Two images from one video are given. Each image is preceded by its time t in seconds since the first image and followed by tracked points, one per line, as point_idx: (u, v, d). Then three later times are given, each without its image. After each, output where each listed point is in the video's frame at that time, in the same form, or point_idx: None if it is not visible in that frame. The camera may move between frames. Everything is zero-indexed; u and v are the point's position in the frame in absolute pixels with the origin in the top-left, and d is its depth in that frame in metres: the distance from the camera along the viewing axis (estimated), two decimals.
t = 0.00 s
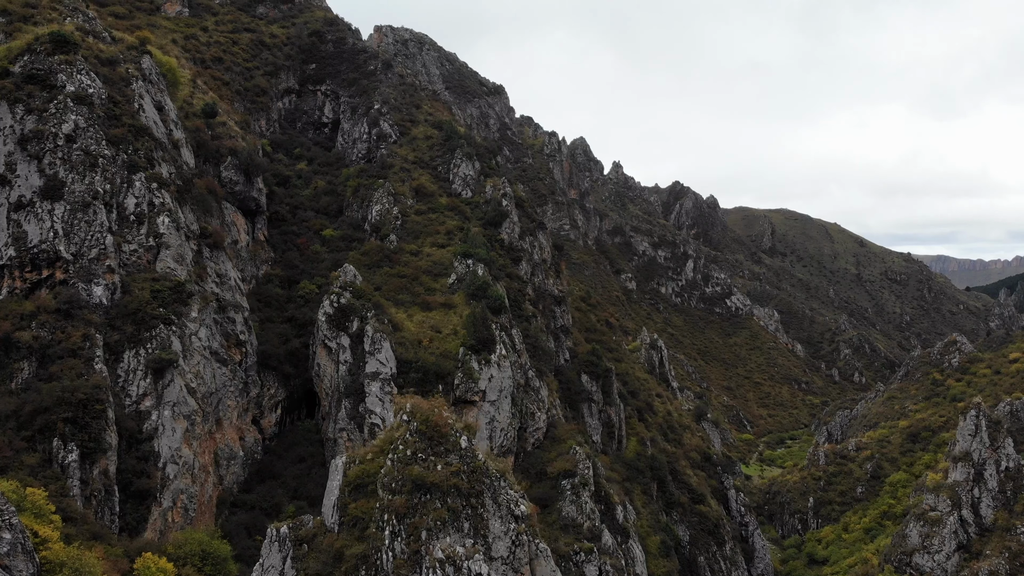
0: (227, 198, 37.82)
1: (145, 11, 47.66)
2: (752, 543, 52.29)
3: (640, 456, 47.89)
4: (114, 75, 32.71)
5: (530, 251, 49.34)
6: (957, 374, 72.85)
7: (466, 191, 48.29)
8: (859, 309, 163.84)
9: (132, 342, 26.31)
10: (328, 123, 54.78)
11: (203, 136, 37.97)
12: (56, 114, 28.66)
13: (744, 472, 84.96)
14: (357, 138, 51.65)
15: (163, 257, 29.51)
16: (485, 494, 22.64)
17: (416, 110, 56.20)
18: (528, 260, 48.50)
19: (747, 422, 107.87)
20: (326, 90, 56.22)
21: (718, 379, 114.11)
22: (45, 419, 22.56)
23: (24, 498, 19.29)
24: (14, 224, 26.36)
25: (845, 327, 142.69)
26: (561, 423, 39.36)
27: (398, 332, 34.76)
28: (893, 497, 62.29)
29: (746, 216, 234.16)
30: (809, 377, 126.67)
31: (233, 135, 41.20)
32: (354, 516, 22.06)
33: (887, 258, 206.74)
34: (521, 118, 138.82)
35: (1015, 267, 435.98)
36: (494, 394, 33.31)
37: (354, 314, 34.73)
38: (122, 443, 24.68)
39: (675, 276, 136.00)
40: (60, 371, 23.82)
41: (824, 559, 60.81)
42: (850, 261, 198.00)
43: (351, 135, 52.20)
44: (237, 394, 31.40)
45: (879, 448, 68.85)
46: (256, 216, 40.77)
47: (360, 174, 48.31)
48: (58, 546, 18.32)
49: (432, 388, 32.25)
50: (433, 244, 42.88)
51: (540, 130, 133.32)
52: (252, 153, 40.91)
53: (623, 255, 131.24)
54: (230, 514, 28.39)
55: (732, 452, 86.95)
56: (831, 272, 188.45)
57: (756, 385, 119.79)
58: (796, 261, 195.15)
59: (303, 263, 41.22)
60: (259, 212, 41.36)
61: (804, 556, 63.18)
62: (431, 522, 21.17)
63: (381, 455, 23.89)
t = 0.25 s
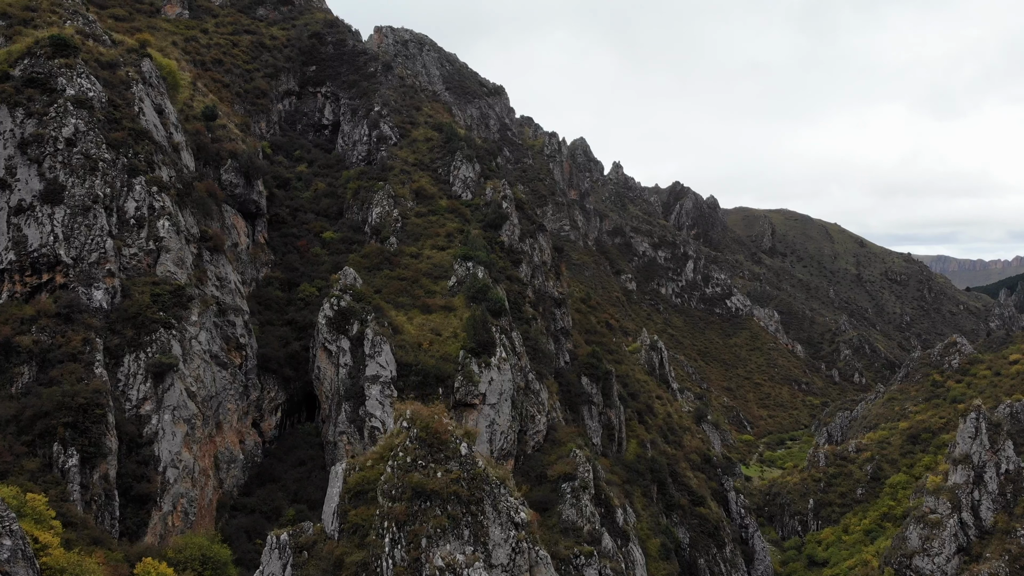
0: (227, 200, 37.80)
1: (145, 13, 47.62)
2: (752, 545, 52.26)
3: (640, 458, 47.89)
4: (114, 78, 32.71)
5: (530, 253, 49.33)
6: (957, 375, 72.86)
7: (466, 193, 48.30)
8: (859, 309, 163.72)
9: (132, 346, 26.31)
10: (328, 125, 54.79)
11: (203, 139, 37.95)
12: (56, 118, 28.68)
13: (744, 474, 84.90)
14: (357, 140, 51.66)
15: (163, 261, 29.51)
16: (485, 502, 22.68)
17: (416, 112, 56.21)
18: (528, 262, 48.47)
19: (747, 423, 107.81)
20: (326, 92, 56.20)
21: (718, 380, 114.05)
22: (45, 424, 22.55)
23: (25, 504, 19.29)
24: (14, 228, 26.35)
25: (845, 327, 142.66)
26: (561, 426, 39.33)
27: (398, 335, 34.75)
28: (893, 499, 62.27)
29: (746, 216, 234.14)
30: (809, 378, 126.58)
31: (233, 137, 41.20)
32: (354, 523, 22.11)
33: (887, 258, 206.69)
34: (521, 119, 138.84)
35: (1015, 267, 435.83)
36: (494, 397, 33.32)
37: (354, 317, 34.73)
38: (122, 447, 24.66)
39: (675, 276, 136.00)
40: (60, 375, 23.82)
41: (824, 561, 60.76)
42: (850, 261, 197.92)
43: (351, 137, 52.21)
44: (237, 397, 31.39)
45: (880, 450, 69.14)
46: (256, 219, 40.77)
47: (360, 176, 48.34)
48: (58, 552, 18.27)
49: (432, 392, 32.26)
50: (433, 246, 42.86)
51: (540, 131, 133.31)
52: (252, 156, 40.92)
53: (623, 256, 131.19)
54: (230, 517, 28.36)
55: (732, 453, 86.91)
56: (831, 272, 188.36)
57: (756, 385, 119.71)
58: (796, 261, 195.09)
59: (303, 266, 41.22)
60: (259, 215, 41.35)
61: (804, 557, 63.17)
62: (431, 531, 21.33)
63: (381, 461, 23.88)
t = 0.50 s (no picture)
0: (227, 204, 37.81)
1: (145, 16, 47.65)
2: (752, 547, 52.23)
3: (640, 461, 47.91)
4: (114, 82, 32.72)
5: (530, 256, 49.32)
6: (957, 377, 72.86)
7: (466, 196, 48.32)
8: (859, 310, 163.60)
9: (132, 351, 26.32)
10: (328, 127, 54.80)
11: (203, 143, 37.96)
12: (56, 122, 28.68)
13: (744, 475, 84.87)
14: (357, 142, 51.67)
15: (163, 265, 29.52)
16: (485, 510, 22.71)
17: (416, 114, 56.23)
18: (528, 265, 48.47)
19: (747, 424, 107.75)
20: (326, 95, 56.24)
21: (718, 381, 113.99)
22: (45, 429, 22.55)
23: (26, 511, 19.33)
24: (14, 233, 26.35)
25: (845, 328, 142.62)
26: (561, 429, 39.32)
27: (398, 339, 34.75)
28: (893, 501, 62.23)
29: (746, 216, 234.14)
30: (809, 379, 126.45)
31: (234, 141, 41.23)
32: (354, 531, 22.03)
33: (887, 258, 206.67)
34: (521, 119, 138.88)
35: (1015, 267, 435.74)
36: (494, 401, 33.31)
37: (354, 320, 34.71)
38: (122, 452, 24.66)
39: (675, 277, 135.94)
40: (60, 380, 23.82)
41: (824, 562, 60.70)
42: (850, 262, 197.89)
43: (351, 139, 52.22)
44: (237, 401, 31.39)
45: (880, 452, 69.27)
46: (256, 222, 40.78)
47: (360, 179, 48.36)
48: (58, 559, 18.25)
49: (432, 395, 32.27)
50: (433, 249, 42.86)
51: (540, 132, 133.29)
52: (252, 159, 40.93)
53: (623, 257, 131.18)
54: (230, 521, 28.34)
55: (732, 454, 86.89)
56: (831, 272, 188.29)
57: (756, 386, 119.63)
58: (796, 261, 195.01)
59: (303, 269, 41.23)
60: (259, 218, 41.36)
61: (804, 559, 63.14)
62: (431, 539, 21.39)
63: (381, 469, 23.90)
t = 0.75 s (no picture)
0: (227, 207, 37.82)
1: (145, 18, 47.65)
2: (751, 549, 52.20)
3: (640, 463, 47.93)
4: (114, 86, 32.73)
5: (530, 258, 49.34)
6: (957, 379, 72.90)
7: (466, 198, 48.37)
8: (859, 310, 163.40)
9: (132, 355, 26.33)
10: (328, 129, 54.80)
11: (203, 146, 37.97)
12: (56, 126, 28.67)
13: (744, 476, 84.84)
14: (357, 144, 51.70)
15: (163, 269, 29.53)
16: (485, 517, 22.72)
17: (416, 116, 56.26)
18: (528, 267, 48.48)
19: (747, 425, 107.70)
20: (326, 97, 56.26)
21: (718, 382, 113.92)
22: (45, 433, 22.55)
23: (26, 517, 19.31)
24: (14, 237, 26.35)
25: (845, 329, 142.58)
26: (561, 432, 39.31)
27: (398, 342, 34.76)
28: (893, 502, 62.20)
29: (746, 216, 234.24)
30: (809, 379, 126.28)
31: (234, 143, 41.24)
32: (354, 539, 22.18)
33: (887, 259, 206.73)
34: (520, 120, 138.89)
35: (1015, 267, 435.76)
36: (494, 404, 33.31)
37: (354, 324, 34.65)
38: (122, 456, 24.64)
39: (675, 278, 135.91)
40: (60, 385, 23.82)
41: (824, 564, 60.61)
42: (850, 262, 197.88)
43: (351, 141, 52.22)
44: (237, 405, 31.39)
45: (880, 453, 69.36)
46: (256, 225, 40.78)
47: (360, 181, 48.39)
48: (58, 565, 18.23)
49: (432, 399, 32.27)
50: (433, 251, 42.87)
51: (540, 133, 133.29)
52: (252, 161, 40.96)
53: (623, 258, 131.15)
54: (230, 525, 28.32)
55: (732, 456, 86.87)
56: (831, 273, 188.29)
57: (756, 387, 119.56)
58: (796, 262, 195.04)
59: (303, 271, 41.23)
60: (259, 221, 41.37)
61: (804, 561, 63.12)
62: (431, 547, 21.35)
63: (380, 476, 23.88)
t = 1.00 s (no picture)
0: (227, 210, 37.81)
1: (145, 20, 47.65)
2: (751, 552, 52.18)
3: (640, 466, 47.98)
4: (114, 89, 32.73)
5: (530, 260, 49.33)
6: (957, 381, 72.94)
7: (466, 201, 48.42)
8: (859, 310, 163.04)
9: (132, 359, 26.33)
10: (328, 131, 54.78)
11: (204, 149, 37.98)
12: (56, 130, 28.66)
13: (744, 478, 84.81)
14: (357, 146, 51.72)
15: (163, 273, 29.53)
16: (485, 526, 22.76)
17: (416, 118, 56.28)
18: (528, 269, 48.48)
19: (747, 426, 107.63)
20: (326, 99, 56.27)
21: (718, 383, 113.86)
22: (45, 439, 22.55)
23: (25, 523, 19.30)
24: (14, 241, 26.33)
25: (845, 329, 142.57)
26: (561, 435, 39.30)
27: (398, 345, 34.78)
28: (893, 504, 62.16)
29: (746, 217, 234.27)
30: (809, 380, 126.00)
31: (234, 146, 41.23)
32: (354, 548, 21.65)
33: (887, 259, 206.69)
34: (520, 120, 138.86)
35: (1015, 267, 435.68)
36: (494, 407, 33.32)
37: (354, 327, 34.63)
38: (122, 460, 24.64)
39: (675, 279, 135.91)
40: (61, 390, 23.82)
41: (824, 566, 60.55)
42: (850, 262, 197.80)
43: (351, 143, 52.22)
44: (237, 408, 31.39)
45: (880, 455, 69.42)
46: (256, 228, 40.77)
47: (360, 184, 48.41)
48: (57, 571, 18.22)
49: (432, 403, 32.27)
50: (433, 254, 42.88)
51: (540, 133, 133.27)
52: (252, 164, 40.96)
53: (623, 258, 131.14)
54: (229, 529, 28.33)
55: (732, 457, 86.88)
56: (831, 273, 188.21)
57: (756, 388, 119.47)
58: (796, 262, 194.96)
59: (303, 274, 41.23)
60: (259, 223, 41.36)
61: (804, 563, 63.08)
62: (430, 555, 21.54)
63: (380, 482, 23.71)
